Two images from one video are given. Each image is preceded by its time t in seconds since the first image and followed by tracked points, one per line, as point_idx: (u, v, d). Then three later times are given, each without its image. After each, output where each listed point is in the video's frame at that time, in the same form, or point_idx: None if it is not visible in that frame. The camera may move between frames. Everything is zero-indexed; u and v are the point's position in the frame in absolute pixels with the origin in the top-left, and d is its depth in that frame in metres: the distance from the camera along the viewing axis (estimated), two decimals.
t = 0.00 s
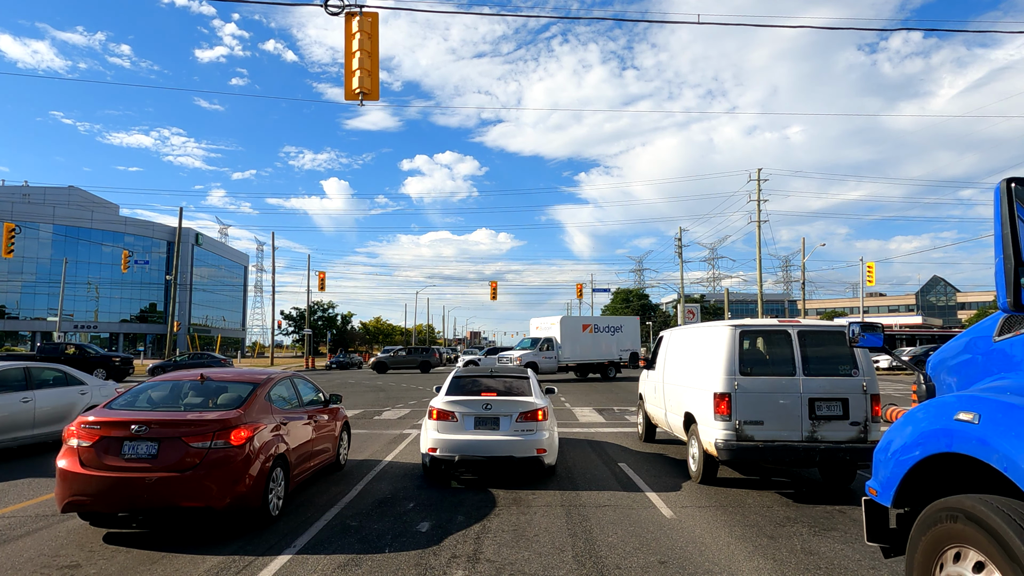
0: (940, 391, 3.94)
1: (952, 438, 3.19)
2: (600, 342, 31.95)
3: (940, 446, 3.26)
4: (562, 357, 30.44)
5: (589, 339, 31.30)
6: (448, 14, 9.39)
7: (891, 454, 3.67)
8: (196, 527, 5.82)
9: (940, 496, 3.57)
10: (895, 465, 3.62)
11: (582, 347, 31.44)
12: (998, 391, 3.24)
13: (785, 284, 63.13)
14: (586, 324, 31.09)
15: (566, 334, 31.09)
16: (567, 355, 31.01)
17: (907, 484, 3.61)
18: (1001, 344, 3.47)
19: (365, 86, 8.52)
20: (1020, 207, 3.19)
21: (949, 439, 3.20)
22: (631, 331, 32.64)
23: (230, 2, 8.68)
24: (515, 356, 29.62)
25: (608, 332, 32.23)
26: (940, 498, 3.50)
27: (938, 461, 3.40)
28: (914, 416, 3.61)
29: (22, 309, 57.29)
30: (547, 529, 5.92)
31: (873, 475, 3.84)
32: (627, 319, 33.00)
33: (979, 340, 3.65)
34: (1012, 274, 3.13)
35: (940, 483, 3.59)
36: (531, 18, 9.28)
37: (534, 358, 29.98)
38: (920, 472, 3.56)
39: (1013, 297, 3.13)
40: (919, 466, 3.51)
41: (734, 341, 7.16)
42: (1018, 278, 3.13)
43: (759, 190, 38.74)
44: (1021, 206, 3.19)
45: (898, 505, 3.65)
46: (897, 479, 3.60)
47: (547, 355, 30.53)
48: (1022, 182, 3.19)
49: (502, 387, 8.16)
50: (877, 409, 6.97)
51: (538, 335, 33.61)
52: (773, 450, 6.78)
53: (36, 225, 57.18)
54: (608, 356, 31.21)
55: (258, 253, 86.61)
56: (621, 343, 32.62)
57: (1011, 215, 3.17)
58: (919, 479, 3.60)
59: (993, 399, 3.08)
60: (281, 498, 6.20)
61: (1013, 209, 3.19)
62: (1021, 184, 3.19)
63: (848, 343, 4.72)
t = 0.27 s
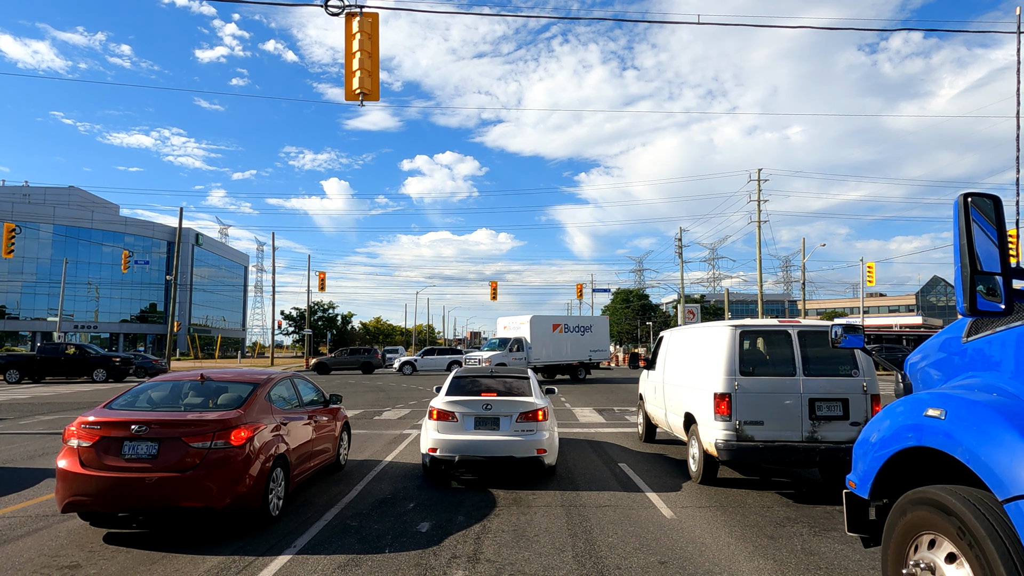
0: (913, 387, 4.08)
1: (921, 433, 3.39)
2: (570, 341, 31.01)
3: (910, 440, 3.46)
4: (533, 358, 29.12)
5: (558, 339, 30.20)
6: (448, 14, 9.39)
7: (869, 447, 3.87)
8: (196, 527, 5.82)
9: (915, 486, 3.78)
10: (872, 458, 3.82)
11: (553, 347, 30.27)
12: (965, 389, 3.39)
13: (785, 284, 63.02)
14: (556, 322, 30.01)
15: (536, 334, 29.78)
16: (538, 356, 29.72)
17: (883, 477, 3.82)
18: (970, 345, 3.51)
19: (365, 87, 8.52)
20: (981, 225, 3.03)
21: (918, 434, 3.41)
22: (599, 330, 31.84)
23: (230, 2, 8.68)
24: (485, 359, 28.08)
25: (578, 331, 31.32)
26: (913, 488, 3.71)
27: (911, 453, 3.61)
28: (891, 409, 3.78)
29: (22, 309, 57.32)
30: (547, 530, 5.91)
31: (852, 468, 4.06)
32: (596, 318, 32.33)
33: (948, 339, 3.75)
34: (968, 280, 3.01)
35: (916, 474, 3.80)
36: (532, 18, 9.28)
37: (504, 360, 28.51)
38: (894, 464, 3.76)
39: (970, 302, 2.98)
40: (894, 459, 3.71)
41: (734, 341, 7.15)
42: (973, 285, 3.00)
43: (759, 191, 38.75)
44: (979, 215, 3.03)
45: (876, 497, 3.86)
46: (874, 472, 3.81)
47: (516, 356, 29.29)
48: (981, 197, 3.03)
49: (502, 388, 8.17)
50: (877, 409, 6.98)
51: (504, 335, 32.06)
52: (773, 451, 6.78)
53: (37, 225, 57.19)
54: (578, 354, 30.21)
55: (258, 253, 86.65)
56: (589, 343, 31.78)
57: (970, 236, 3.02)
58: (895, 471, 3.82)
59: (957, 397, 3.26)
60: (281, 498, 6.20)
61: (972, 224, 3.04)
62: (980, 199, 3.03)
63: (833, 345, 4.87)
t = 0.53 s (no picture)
0: (901, 385, 4.21)
1: (904, 428, 3.46)
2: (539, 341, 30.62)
3: (894, 437, 3.53)
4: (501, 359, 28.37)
5: (527, 339, 29.77)
6: (448, 14, 9.39)
7: (854, 443, 3.95)
8: (196, 527, 5.82)
9: (899, 482, 3.84)
10: (857, 454, 3.90)
11: (522, 347, 29.79)
12: (950, 387, 3.49)
13: (785, 285, 63.05)
14: (526, 322, 29.59)
15: (504, 333, 29.30)
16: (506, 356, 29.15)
17: (869, 472, 3.88)
18: (956, 344, 3.62)
19: (366, 87, 8.53)
20: (957, 229, 2.89)
21: (902, 430, 3.48)
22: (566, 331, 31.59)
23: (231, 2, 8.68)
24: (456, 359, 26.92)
25: (546, 331, 31.01)
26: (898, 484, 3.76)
27: (896, 450, 3.67)
28: (877, 406, 3.86)
29: (23, 310, 57.36)
30: (547, 530, 5.91)
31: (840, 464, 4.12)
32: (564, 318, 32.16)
33: (935, 339, 3.86)
34: (942, 283, 2.87)
35: (900, 470, 3.85)
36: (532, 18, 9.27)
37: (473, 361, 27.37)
38: (880, 459, 3.83)
39: (944, 305, 2.84)
40: (879, 454, 3.77)
41: (734, 341, 7.15)
42: (948, 288, 2.86)
43: (759, 191, 38.81)
44: (954, 218, 2.90)
45: (862, 492, 3.94)
46: (860, 468, 3.86)
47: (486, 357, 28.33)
48: (956, 203, 2.89)
49: (502, 388, 8.17)
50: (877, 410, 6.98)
51: (470, 334, 31.40)
52: (772, 451, 6.78)
53: (37, 225, 57.21)
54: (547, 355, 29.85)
55: (258, 253, 86.62)
56: (556, 344, 31.96)
57: (943, 241, 2.90)
58: (880, 466, 3.87)
59: (939, 395, 3.36)
60: (281, 498, 6.20)
61: (948, 228, 2.91)
62: (955, 205, 2.90)
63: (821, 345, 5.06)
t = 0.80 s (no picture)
0: (894, 383, 4.21)
1: (895, 427, 3.46)
2: (506, 341, 29.85)
3: (886, 435, 3.53)
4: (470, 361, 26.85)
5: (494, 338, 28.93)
6: (448, 14, 9.39)
7: (848, 442, 3.95)
8: (197, 527, 5.82)
9: (892, 479, 3.84)
10: (850, 453, 3.90)
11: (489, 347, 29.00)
12: (942, 386, 3.49)
13: (785, 285, 63.12)
14: (493, 321, 28.73)
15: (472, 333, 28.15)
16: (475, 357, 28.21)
17: (862, 470, 3.88)
18: (948, 344, 3.62)
19: (366, 87, 8.53)
20: (945, 231, 2.88)
21: (894, 428, 3.48)
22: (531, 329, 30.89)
23: (232, 2, 8.68)
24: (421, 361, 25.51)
25: (513, 330, 30.28)
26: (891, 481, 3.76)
27: (888, 448, 3.66)
28: (870, 404, 3.86)
29: (23, 310, 57.41)
30: (547, 530, 5.91)
31: (834, 462, 4.12)
32: (530, 317, 31.49)
33: (927, 339, 3.86)
34: (930, 284, 2.86)
35: (893, 467, 3.85)
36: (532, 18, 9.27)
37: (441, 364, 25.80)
38: (873, 457, 3.83)
39: (932, 306, 2.85)
40: (873, 452, 3.78)
41: (734, 341, 7.15)
42: (936, 289, 2.85)
43: (759, 191, 38.78)
44: (942, 220, 2.89)
45: (855, 490, 3.94)
46: (853, 466, 3.86)
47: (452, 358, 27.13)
48: (944, 206, 2.89)
49: (502, 388, 8.17)
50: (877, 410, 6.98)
51: (434, 334, 30.41)
52: (772, 451, 6.78)
53: (37, 225, 57.23)
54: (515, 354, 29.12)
55: (258, 253, 86.65)
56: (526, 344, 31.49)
57: (931, 243, 2.89)
58: (874, 463, 3.87)
59: (930, 393, 3.36)
60: (281, 498, 6.20)
61: (936, 229, 2.91)
62: (943, 207, 2.89)
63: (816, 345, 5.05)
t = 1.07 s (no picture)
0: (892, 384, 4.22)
1: (895, 426, 3.46)
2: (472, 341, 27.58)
3: (886, 435, 3.53)
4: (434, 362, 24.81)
5: (457, 339, 26.62)
6: (448, 14, 9.39)
7: (847, 442, 3.95)
8: (196, 527, 5.82)
9: (890, 478, 3.84)
10: (849, 452, 3.90)
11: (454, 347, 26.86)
12: (941, 385, 3.49)
13: (786, 285, 63.07)
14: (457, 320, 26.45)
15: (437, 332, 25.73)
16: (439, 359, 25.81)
17: (861, 469, 3.88)
18: (948, 343, 3.61)
19: (366, 86, 8.53)
20: (943, 231, 2.89)
21: (893, 428, 3.48)
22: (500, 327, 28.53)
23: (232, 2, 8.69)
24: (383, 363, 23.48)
25: (479, 329, 27.95)
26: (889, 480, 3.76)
27: (887, 448, 3.66)
28: (870, 404, 3.85)
29: (23, 310, 57.36)
30: (547, 530, 5.91)
31: (834, 462, 4.12)
32: (496, 315, 28.77)
33: (925, 339, 3.86)
34: (929, 284, 2.85)
35: (892, 466, 3.85)
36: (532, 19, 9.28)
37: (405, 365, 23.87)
38: (873, 457, 3.83)
39: (931, 306, 2.84)
40: (872, 453, 3.78)
41: (734, 341, 7.15)
42: (935, 289, 2.84)
43: (759, 191, 38.74)
44: (941, 220, 2.89)
45: (855, 489, 3.94)
46: (853, 466, 3.86)
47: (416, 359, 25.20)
48: (943, 206, 2.90)
49: (502, 388, 8.17)
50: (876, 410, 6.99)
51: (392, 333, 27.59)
52: (772, 451, 6.78)
53: (37, 225, 57.16)
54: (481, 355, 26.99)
55: (258, 253, 86.64)
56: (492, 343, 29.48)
57: (931, 243, 2.89)
58: (873, 463, 3.87)
59: (929, 393, 3.35)
60: (281, 498, 6.19)
61: (934, 229, 2.91)
62: (942, 208, 2.90)
63: (816, 345, 5.03)
